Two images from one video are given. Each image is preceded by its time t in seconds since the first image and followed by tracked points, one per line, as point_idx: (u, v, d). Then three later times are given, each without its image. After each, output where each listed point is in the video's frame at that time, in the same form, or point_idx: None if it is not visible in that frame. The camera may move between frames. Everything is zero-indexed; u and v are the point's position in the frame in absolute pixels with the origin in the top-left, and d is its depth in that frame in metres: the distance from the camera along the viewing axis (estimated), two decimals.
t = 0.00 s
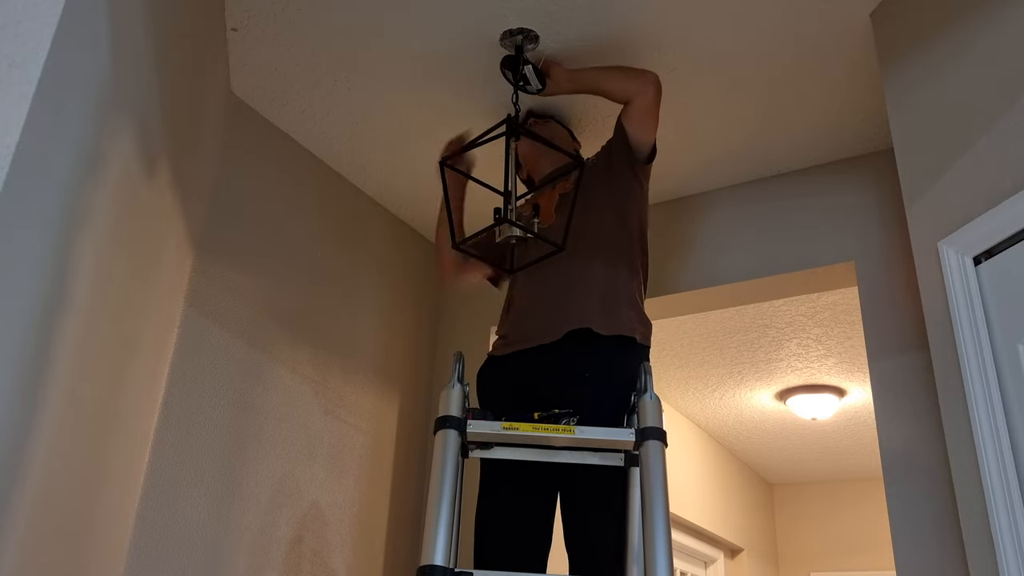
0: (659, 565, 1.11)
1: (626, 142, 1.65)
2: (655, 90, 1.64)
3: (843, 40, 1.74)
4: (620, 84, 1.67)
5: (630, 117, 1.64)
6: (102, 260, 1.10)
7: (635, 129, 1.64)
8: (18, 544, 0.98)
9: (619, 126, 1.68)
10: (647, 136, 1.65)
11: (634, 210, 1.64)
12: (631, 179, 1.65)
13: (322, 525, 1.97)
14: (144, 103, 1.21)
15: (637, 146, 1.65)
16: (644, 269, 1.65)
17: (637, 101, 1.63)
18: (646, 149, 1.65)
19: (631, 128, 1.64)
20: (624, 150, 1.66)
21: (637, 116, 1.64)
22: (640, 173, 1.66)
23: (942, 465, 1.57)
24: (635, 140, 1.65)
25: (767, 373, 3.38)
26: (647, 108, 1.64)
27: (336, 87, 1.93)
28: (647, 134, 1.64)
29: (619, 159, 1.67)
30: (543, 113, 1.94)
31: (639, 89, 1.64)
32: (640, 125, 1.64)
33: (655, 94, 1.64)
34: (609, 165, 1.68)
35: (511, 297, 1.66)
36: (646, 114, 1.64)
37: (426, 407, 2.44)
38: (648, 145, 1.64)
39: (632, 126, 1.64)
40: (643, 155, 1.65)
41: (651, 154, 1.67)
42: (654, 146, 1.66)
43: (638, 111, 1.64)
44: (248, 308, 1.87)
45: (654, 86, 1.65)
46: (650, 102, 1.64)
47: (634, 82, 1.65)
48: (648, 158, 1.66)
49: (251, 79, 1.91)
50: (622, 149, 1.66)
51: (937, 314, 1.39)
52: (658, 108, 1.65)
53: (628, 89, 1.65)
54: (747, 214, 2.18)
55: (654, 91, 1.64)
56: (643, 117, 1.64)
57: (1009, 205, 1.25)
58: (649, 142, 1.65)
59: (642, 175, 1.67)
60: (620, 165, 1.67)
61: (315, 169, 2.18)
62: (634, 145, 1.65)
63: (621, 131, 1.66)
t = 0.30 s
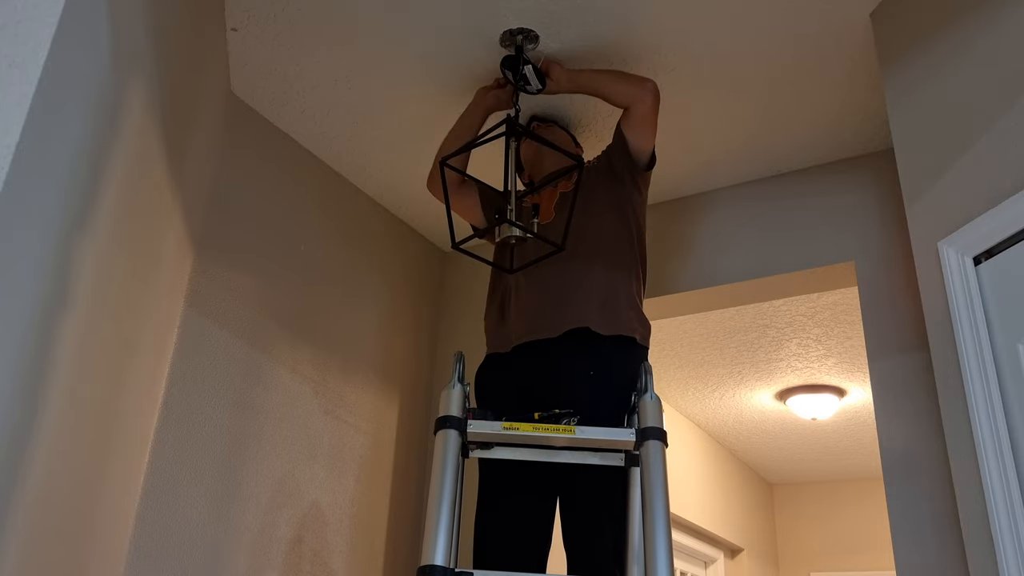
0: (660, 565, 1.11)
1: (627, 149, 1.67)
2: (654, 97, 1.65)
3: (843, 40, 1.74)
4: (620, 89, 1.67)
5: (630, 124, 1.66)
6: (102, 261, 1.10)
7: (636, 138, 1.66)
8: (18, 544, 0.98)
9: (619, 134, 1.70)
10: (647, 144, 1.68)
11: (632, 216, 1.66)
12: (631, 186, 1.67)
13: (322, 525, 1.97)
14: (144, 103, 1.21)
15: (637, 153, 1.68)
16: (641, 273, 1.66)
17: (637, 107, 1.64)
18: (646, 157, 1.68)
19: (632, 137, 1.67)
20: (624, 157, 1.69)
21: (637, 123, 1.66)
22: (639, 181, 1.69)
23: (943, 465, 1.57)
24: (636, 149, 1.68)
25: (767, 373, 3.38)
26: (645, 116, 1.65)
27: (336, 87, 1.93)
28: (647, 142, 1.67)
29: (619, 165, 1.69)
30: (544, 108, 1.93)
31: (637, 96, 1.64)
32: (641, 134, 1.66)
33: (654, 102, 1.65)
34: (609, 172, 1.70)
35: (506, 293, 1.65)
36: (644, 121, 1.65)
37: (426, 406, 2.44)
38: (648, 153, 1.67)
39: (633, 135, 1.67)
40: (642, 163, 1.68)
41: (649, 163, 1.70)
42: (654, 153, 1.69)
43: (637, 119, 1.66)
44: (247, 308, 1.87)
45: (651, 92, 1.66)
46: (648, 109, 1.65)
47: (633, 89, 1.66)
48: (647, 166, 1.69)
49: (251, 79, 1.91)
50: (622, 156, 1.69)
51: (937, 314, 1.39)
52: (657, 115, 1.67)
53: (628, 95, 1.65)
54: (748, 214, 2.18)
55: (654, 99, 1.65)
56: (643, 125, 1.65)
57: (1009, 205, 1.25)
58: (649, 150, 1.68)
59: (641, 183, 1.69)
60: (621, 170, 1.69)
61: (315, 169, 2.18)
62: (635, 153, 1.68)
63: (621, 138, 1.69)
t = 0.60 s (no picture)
0: (660, 565, 1.11)
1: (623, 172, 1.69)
2: (647, 130, 1.67)
3: (843, 40, 1.74)
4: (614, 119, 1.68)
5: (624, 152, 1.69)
6: (102, 260, 1.10)
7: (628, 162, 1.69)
8: (19, 543, 0.98)
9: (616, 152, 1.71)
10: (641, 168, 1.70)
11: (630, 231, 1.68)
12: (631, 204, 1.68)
13: (322, 525, 1.97)
14: (144, 103, 1.21)
15: (634, 175, 1.69)
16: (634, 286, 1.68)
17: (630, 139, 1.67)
18: (642, 180, 1.69)
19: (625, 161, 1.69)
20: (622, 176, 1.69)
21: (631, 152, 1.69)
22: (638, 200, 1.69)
23: (943, 465, 1.57)
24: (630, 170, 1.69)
25: (767, 373, 3.38)
26: (641, 147, 1.68)
27: (336, 87, 1.93)
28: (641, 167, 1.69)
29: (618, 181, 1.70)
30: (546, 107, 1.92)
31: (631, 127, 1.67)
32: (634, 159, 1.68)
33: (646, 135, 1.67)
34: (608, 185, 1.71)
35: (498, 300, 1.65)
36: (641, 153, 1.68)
37: (425, 406, 2.44)
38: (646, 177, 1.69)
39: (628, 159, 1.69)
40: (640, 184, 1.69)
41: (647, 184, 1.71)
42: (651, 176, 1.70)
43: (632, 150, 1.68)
44: (247, 308, 1.87)
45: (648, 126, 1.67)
46: (643, 142, 1.67)
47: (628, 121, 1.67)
48: (644, 189, 1.70)
49: (251, 79, 1.91)
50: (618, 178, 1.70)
51: (937, 314, 1.39)
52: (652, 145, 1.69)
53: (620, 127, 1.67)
54: (747, 214, 2.18)
55: (647, 131, 1.67)
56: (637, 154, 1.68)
57: (1009, 205, 1.25)
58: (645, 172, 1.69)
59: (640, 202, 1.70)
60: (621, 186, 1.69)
61: (315, 169, 2.18)
62: (631, 176, 1.69)
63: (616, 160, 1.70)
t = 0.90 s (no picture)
0: (660, 565, 1.11)
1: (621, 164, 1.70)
2: (642, 112, 1.66)
3: (843, 40, 1.74)
4: (608, 103, 1.67)
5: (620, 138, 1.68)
6: (102, 260, 1.10)
7: (625, 150, 1.70)
8: (18, 544, 0.98)
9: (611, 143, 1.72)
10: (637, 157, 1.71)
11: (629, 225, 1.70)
12: (627, 196, 1.70)
13: (322, 525, 1.97)
14: (144, 103, 1.21)
15: (631, 166, 1.70)
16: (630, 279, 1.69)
17: (625, 124, 1.66)
18: (640, 169, 1.71)
19: (623, 150, 1.70)
20: (620, 169, 1.71)
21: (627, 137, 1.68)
22: (633, 192, 1.72)
23: (943, 465, 1.57)
24: (627, 161, 1.71)
25: (767, 373, 3.38)
26: (636, 132, 1.68)
27: (336, 87, 1.93)
28: (637, 157, 1.70)
29: (615, 172, 1.71)
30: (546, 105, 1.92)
31: (627, 110, 1.66)
32: (630, 147, 1.69)
33: (642, 118, 1.67)
34: (606, 178, 1.73)
35: (496, 292, 1.66)
36: (636, 139, 1.68)
37: (426, 406, 2.44)
38: (642, 166, 1.70)
39: (625, 149, 1.70)
40: (637, 175, 1.71)
41: (642, 176, 1.72)
42: (647, 166, 1.72)
43: (628, 135, 1.68)
44: (247, 308, 1.87)
45: (642, 107, 1.67)
46: (639, 126, 1.67)
47: (623, 102, 1.66)
48: (642, 179, 1.72)
49: (251, 79, 1.91)
50: (615, 168, 1.72)
51: (937, 314, 1.39)
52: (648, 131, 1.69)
53: (614, 111, 1.67)
54: (747, 214, 2.18)
55: (643, 113, 1.66)
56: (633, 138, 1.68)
57: (1009, 205, 1.25)
58: (642, 163, 1.71)
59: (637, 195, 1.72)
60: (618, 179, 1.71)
61: (315, 169, 2.18)
62: (628, 167, 1.71)
63: (614, 151, 1.71)
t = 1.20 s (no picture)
0: (660, 565, 1.11)
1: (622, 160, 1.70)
2: (646, 110, 1.66)
3: (843, 40, 1.74)
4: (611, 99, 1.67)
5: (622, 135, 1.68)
6: (102, 260, 1.10)
7: (628, 148, 1.69)
8: (19, 542, 0.98)
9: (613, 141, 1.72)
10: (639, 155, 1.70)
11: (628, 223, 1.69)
12: (627, 195, 1.70)
13: (322, 525, 1.97)
14: (144, 103, 1.21)
15: (631, 164, 1.70)
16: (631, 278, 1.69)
17: (629, 120, 1.67)
18: (640, 168, 1.71)
19: (625, 148, 1.69)
20: (620, 167, 1.71)
21: (630, 134, 1.68)
22: (633, 190, 1.71)
23: (943, 465, 1.57)
24: (628, 158, 1.70)
25: (767, 373, 3.38)
26: (639, 129, 1.68)
27: (336, 87, 1.93)
28: (640, 155, 1.69)
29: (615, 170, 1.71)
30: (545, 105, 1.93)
31: (631, 106, 1.66)
32: (632, 144, 1.68)
33: (645, 114, 1.66)
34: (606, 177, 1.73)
35: (497, 292, 1.66)
36: (639, 136, 1.68)
37: (426, 406, 2.44)
38: (643, 164, 1.70)
39: (627, 146, 1.69)
40: (637, 173, 1.71)
41: (643, 173, 1.72)
42: (648, 164, 1.72)
43: (631, 132, 1.68)
44: (247, 308, 1.87)
45: (647, 104, 1.67)
46: (642, 123, 1.67)
47: (626, 99, 1.66)
48: (642, 177, 1.72)
49: (251, 79, 1.91)
50: (614, 166, 1.72)
51: (937, 314, 1.39)
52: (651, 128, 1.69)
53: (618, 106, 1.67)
54: (747, 214, 2.18)
55: (647, 111, 1.66)
56: (637, 136, 1.68)
57: (1009, 205, 1.25)
58: (643, 160, 1.71)
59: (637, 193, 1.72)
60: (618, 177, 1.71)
61: (315, 169, 2.18)
62: (629, 164, 1.70)
63: (615, 148, 1.71)
